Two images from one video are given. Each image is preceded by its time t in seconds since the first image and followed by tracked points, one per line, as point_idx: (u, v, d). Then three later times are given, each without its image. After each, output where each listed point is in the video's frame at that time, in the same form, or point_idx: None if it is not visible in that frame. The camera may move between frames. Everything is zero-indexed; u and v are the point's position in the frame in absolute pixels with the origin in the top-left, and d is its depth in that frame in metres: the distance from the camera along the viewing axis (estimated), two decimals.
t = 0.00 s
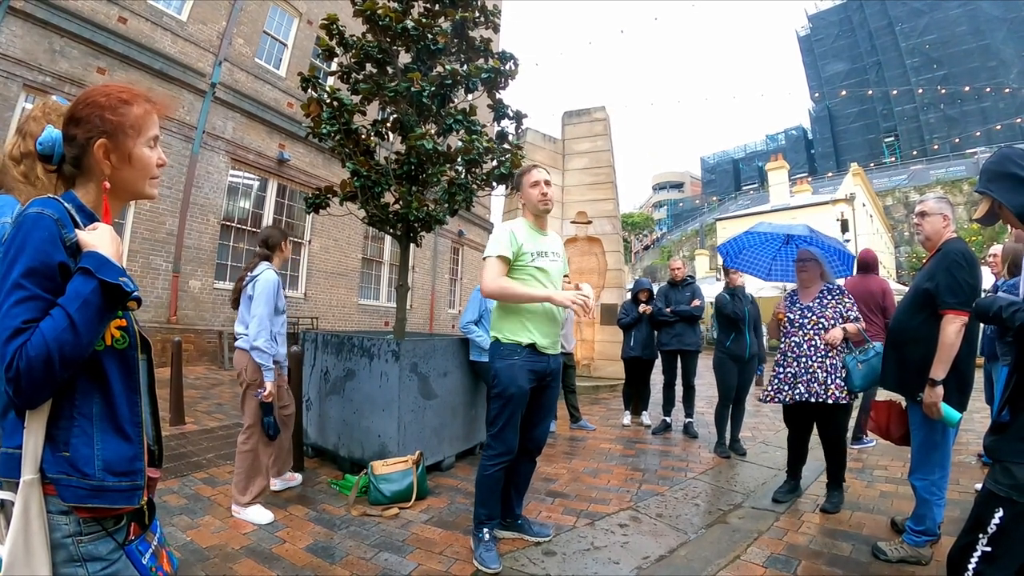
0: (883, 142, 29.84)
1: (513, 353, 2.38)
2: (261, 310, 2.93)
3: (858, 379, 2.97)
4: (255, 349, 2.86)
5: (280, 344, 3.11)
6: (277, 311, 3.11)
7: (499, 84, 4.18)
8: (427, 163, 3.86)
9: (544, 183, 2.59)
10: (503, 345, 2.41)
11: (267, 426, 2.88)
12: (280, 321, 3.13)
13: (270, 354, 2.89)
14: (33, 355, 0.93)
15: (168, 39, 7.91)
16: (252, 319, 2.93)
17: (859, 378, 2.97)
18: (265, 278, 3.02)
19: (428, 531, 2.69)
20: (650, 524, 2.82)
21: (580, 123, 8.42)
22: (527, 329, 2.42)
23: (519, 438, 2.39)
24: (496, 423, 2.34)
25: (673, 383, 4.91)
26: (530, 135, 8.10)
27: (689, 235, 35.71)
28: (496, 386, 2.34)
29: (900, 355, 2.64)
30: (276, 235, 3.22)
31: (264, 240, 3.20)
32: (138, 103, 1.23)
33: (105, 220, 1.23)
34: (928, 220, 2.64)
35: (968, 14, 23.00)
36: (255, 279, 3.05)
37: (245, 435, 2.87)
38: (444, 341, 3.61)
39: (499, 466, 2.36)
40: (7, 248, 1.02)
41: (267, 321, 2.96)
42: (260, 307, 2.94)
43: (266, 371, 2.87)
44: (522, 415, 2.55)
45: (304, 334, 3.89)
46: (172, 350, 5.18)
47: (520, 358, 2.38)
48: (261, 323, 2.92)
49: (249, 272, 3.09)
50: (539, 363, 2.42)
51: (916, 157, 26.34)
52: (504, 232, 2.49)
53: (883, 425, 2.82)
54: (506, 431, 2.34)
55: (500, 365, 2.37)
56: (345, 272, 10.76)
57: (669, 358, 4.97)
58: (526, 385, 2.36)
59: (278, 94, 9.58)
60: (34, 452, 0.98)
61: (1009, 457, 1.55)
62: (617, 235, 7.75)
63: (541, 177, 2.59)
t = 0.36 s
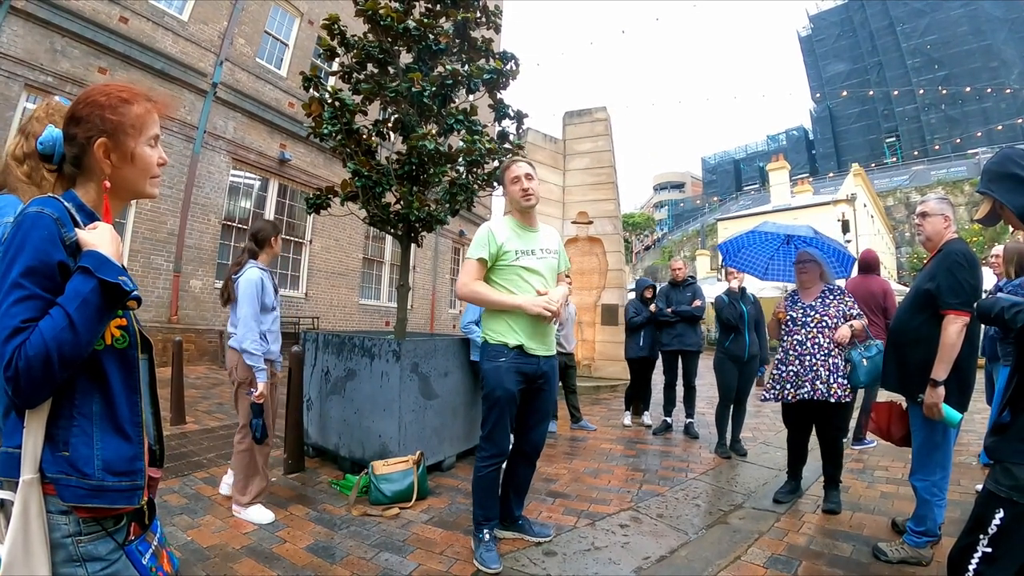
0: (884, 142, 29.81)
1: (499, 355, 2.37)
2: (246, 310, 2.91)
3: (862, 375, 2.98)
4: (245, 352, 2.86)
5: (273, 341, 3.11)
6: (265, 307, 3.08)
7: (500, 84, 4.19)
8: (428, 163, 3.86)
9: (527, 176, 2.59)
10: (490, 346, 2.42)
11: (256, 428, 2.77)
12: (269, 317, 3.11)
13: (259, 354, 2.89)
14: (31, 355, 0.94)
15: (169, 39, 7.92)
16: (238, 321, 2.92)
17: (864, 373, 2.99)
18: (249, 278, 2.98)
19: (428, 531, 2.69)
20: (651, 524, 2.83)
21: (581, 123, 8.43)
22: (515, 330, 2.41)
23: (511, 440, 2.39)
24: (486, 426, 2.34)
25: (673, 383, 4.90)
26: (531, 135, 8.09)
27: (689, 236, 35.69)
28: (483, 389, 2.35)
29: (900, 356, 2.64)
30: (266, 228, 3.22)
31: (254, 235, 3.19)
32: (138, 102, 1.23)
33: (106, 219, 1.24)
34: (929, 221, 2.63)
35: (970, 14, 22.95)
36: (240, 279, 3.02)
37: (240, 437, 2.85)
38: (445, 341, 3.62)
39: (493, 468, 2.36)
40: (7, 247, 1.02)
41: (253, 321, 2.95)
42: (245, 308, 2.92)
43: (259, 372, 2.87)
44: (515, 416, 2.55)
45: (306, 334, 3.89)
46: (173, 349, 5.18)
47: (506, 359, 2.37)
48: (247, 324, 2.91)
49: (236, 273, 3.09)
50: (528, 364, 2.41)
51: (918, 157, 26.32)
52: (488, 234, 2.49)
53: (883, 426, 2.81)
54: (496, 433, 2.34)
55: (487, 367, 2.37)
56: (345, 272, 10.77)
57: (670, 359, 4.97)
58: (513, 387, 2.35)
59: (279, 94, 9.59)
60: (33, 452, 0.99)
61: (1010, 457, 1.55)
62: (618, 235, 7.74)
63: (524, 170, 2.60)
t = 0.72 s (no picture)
0: (884, 142, 29.80)
1: (488, 357, 2.37)
2: (242, 307, 2.94)
3: (867, 377, 3.04)
4: (228, 348, 2.85)
5: (262, 341, 3.11)
6: (258, 308, 3.10)
7: (500, 84, 4.19)
8: (429, 162, 3.85)
9: (519, 174, 2.59)
10: (478, 348, 2.41)
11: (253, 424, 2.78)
12: (262, 318, 3.12)
13: (241, 353, 2.85)
14: (31, 354, 0.93)
15: (169, 39, 7.91)
16: (233, 318, 2.94)
17: (869, 375, 3.05)
18: (244, 277, 3.00)
19: (428, 530, 2.69)
20: (651, 524, 2.83)
21: (581, 122, 8.42)
22: (503, 331, 2.41)
23: (504, 443, 2.37)
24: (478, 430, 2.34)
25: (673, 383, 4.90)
26: (531, 135, 8.09)
27: (689, 235, 35.67)
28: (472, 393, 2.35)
29: (899, 355, 2.64)
30: (258, 230, 3.22)
31: (243, 236, 3.19)
32: (137, 101, 1.23)
33: (105, 218, 1.24)
34: (929, 221, 2.63)
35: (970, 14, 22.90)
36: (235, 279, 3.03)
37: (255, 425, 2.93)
38: (445, 340, 3.62)
39: (489, 472, 2.35)
40: (6, 247, 1.02)
41: (246, 319, 2.97)
42: (239, 307, 2.94)
43: (238, 367, 2.85)
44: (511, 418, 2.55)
45: (306, 333, 3.88)
46: (173, 348, 5.18)
47: (496, 361, 2.36)
48: (240, 322, 2.93)
49: (230, 272, 3.08)
50: (519, 367, 2.41)
51: (918, 157, 26.30)
52: (476, 231, 2.49)
53: (883, 425, 2.81)
54: (490, 436, 2.34)
55: (477, 370, 2.37)
56: (346, 272, 10.77)
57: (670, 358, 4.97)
58: (502, 390, 2.35)
59: (279, 93, 9.59)
60: (34, 453, 0.98)
61: (1011, 457, 1.55)
62: (618, 235, 7.74)
63: (516, 168, 2.59)
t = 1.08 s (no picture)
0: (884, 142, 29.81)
1: (491, 357, 2.36)
2: (242, 305, 3.02)
3: (869, 376, 3.08)
4: (234, 343, 2.92)
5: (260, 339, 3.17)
6: (256, 307, 3.17)
7: (500, 83, 4.18)
8: (429, 161, 3.84)
9: (528, 170, 2.55)
10: (479, 348, 2.40)
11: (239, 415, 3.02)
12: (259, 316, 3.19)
13: (247, 348, 2.94)
14: (32, 352, 0.93)
15: (168, 38, 7.89)
16: (234, 315, 3.00)
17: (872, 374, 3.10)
18: (242, 275, 3.07)
19: (428, 529, 2.69)
20: (651, 523, 2.83)
21: (581, 121, 8.42)
22: (505, 331, 2.40)
23: (506, 443, 2.37)
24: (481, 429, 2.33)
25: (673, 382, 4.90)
26: (531, 134, 8.08)
27: (689, 235, 35.66)
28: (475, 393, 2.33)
29: (899, 355, 2.64)
30: (251, 232, 3.24)
31: (237, 237, 3.20)
32: (137, 100, 1.23)
33: (105, 216, 1.23)
34: (928, 220, 2.63)
35: (970, 13, 22.87)
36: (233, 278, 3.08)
37: (285, 400, 3.19)
38: (445, 339, 3.62)
39: (490, 471, 2.35)
40: (7, 246, 1.02)
41: (248, 316, 3.05)
42: (242, 305, 3.03)
43: (242, 363, 2.91)
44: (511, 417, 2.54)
45: (305, 333, 3.87)
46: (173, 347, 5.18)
47: (499, 361, 2.36)
48: (242, 318, 3.00)
49: (229, 270, 3.10)
50: (520, 365, 2.42)
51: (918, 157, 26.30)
52: (477, 228, 2.46)
53: (883, 425, 2.81)
54: (492, 435, 2.33)
55: (479, 369, 2.35)
56: (346, 271, 10.78)
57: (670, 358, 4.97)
58: (507, 390, 2.35)
59: (279, 92, 9.58)
60: (34, 451, 0.98)
61: (1011, 457, 1.55)
62: (618, 234, 7.74)
63: (525, 163, 2.57)
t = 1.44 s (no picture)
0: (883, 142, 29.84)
1: (499, 357, 2.35)
2: (246, 307, 3.02)
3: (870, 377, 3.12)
4: (244, 343, 2.94)
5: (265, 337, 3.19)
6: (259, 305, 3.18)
7: (500, 82, 4.18)
8: (428, 160, 3.83)
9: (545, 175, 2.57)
10: (484, 348, 2.37)
11: (268, 413, 3.00)
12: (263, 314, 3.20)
13: (258, 346, 2.98)
14: (36, 349, 0.93)
15: (169, 36, 7.89)
16: (237, 316, 3.00)
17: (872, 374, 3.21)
18: (241, 275, 3.08)
19: (427, 529, 2.69)
20: (650, 523, 2.83)
21: (581, 121, 8.42)
22: (510, 334, 2.40)
23: (509, 443, 2.38)
24: (484, 430, 2.33)
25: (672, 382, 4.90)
26: (530, 133, 8.08)
27: (688, 235, 35.67)
28: (483, 393, 2.32)
29: (898, 354, 2.64)
30: (244, 232, 3.24)
31: (231, 237, 3.20)
32: (137, 100, 1.23)
33: (107, 215, 1.23)
34: (928, 220, 2.63)
35: (970, 14, 22.88)
36: (233, 278, 3.09)
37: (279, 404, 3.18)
38: (444, 338, 3.62)
39: (491, 470, 2.34)
40: (9, 242, 1.01)
41: (253, 315, 3.05)
42: (247, 305, 3.03)
43: (257, 359, 2.97)
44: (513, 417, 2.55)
45: (304, 332, 3.86)
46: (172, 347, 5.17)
47: (507, 361, 2.35)
48: (247, 318, 3.01)
49: (226, 269, 3.10)
50: (523, 365, 2.42)
51: (918, 157, 26.34)
52: (486, 229, 2.42)
53: (882, 425, 2.81)
54: (495, 435, 2.33)
55: (486, 371, 2.33)
56: (345, 270, 10.77)
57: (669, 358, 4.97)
58: (514, 390, 2.35)
59: (278, 91, 9.57)
60: (36, 448, 0.98)
61: (1010, 457, 1.55)
62: (618, 234, 7.73)
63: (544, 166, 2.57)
